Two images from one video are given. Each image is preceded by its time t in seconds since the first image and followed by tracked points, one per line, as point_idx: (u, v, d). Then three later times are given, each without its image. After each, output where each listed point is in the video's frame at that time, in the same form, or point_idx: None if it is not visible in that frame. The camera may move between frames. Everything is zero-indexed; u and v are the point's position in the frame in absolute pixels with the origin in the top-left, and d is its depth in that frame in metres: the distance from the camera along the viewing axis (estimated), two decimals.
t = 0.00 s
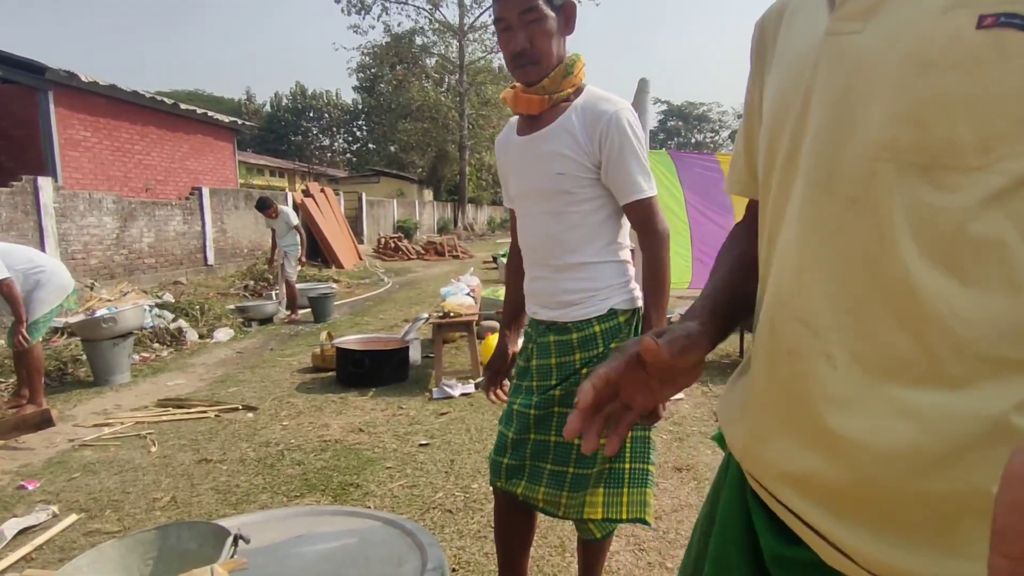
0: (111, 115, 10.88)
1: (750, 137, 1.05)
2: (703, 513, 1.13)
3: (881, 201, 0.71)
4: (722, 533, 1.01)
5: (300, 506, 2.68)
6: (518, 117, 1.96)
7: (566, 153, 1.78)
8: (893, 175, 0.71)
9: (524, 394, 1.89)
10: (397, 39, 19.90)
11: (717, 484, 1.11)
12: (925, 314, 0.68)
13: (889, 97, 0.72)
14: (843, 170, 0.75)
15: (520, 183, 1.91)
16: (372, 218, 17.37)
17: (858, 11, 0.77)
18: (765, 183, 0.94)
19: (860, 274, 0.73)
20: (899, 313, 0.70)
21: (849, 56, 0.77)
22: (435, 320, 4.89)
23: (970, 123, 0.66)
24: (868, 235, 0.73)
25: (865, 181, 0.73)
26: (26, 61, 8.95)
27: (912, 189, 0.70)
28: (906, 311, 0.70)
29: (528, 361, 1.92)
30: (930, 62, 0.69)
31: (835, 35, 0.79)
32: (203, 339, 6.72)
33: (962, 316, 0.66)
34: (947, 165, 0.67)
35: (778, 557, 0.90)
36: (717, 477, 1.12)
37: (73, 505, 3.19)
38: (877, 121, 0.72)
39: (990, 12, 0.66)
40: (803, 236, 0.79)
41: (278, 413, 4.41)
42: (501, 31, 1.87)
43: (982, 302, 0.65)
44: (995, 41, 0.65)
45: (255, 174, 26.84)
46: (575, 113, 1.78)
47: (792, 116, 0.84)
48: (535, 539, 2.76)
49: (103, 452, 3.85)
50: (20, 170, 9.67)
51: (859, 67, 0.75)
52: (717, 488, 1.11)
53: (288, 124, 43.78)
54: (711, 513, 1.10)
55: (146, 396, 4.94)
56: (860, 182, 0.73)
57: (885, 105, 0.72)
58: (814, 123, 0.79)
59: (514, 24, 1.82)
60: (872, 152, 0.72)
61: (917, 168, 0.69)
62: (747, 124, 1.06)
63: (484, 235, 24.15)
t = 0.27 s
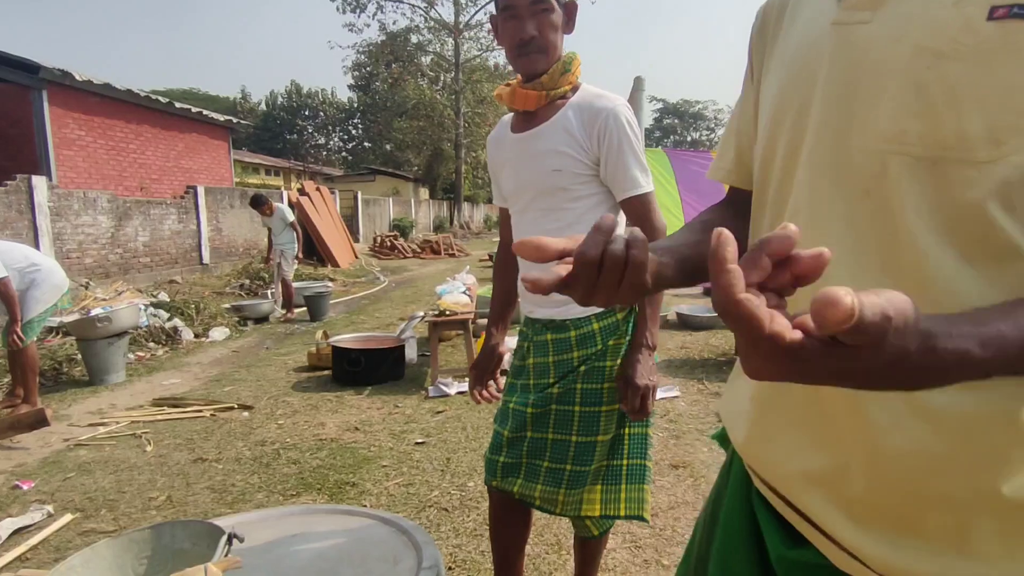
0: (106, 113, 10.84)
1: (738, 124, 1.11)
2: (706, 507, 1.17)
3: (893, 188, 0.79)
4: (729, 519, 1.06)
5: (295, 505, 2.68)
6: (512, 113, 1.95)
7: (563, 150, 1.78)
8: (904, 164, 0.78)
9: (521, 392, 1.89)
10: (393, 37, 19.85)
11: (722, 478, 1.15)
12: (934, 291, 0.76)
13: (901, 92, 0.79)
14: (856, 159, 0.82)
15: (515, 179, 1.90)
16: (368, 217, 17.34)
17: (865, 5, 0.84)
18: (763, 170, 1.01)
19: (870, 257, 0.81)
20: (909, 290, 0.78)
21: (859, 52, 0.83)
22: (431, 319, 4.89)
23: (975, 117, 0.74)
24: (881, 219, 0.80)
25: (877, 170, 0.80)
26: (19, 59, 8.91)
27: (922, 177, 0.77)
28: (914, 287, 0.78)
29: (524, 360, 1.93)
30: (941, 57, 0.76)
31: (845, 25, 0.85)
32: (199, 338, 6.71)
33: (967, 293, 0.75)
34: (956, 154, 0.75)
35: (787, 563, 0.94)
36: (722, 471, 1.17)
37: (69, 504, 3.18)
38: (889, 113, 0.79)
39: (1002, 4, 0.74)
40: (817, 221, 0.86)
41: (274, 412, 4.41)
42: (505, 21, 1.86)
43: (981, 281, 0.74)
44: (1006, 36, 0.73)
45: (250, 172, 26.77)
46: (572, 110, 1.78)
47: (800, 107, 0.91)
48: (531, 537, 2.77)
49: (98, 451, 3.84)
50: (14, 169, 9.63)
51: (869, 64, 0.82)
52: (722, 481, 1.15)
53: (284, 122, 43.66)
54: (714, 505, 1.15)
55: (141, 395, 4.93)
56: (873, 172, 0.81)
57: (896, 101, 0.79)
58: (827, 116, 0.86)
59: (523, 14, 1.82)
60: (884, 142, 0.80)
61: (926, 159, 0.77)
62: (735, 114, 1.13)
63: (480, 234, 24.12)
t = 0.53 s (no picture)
0: (105, 114, 10.82)
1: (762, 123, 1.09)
2: (714, 503, 1.16)
3: (885, 192, 0.77)
4: (735, 514, 1.06)
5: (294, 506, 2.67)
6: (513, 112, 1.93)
7: (564, 150, 1.77)
8: (895, 167, 0.76)
9: (522, 393, 1.89)
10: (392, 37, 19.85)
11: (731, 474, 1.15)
12: (928, 294, 0.74)
13: (893, 95, 0.77)
14: (851, 162, 0.81)
15: (517, 179, 1.90)
16: (367, 217, 17.33)
17: (870, 9, 0.82)
18: (773, 170, 0.99)
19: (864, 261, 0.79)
20: (903, 295, 0.76)
21: (858, 54, 0.81)
22: (431, 319, 4.88)
23: (965, 121, 0.71)
24: (874, 224, 0.78)
25: (870, 175, 0.78)
26: (19, 60, 8.91)
27: (914, 182, 0.75)
28: (907, 290, 0.76)
29: (525, 361, 1.92)
30: (932, 61, 0.73)
31: (847, 29, 0.84)
32: (198, 339, 6.70)
33: (959, 297, 0.72)
34: (946, 161, 0.72)
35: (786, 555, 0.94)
36: (730, 469, 1.16)
37: (68, 506, 3.17)
38: (883, 116, 0.77)
39: (992, 10, 0.71)
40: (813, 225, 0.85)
41: (274, 413, 4.40)
42: (516, 14, 1.85)
43: (977, 285, 0.71)
44: (997, 40, 0.69)
45: (249, 173, 26.75)
46: (574, 110, 1.77)
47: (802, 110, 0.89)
48: (531, 537, 2.76)
49: (98, 453, 3.83)
50: (13, 171, 9.62)
51: (868, 66, 0.80)
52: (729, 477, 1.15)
53: (283, 123, 43.65)
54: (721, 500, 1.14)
55: (140, 396, 4.92)
56: (867, 175, 0.79)
57: (888, 104, 0.77)
58: (824, 119, 0.84)
59: (534, 10, 1.81)
60: (876, 145, 0.78)
61: (916, 165, 0.74)
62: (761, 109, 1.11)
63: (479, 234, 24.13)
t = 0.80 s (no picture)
0: (104, 116, 10.82)
1: (770, 124, 1.09)
2: (724, 504, 1.16)
3: (892, 199, 0.77)
4: (744, 514, 1.06)
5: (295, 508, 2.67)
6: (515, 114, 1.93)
7: (565, 151, 1.77)
8: (902, 174, 0.76)
9: (522, 396, 1.88)
10: (392, 39, 19.84)
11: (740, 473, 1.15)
12: (936, 298, 0.74)
13: (899, 102, 0.76)
14: (859, 168, 0.81)
15: (518, 181, 1.89)
16: (367, 218, 17.32)
17: (878, 13, 0.82)
18: (781, 171, 0.99)
19: (872, 267, 0.79)
20: (912, 299, 0.76)
21: (865, 61, 0.81)
22: (431, 320, 4.87)
23: (972, 128, 0.71)
24: (880, 229, 0.79)
25: (878, 181, 0.79)
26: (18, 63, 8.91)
27: (920, 189, 0.75)
28: (915, 295, 0.76)
29: (525, 363, 1.91)
30: (939, 69, 0.73)
31: (856, 34, 0.83)
32: (198, 341, 6.69)
33: (968, 301, 0.72)
34: (953, 169, 0.72)
35: (794, 547, 0.95)
36: (739, 471, 1.16)
37: (69, 508, 3.17)
38: (890, 122, 0.77)
39: (1001, 18, 0.70)
40: (820, 230, 0.85)
41: (274, 414, 4.39)
42: (517, 15, 1.86)
43: (985, 290, 0.71)
44: (1007, 49, 0.68)
45: (249, 175, 26.75)
46: (574, 112, 1.77)
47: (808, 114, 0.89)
48: (532, 538, 2.76)
49: (98, 455, 3.83)
50: (12, 173, 9.62)
51: (875, 73, 0.80)
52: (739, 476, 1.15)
53: (283, 125, 43.67)
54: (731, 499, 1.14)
55: (140, 398, 4.92)
56: (874, 181, 0.79)
57: (897, 111, 0.77)
58: (831, 124, 0.84)
59: (536, 11, 1.82)
60: (884, 152, 0.78)
61: (924, 172, 0.74)
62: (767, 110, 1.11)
63: (479, 235, 24.12)
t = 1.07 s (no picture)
0: (100, 116, 10.80)
1: (760, 122, 1.10)
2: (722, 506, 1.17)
3: (892, 198, 0.78)
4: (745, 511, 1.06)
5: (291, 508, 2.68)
6: (513, 114, 1.94)
7: (563, 151, 1.78)
8: (899, 174, 0.76)
9: (519, 395, 1.88)
10: (388, 39, 19.83)
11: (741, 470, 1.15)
12: (936, 296, 0.75)
13: (895, 103, 0.77)
14: (856, 169, 0.81)
15: (515, 180, 1.90)
16: (364, 219, 17.31)
17: (874, 14, 0.82)
18: (776, 169, 0.99)
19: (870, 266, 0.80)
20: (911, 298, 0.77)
21: (861, 62, 0.82)
22: (428, 320, 4.88)
23: (969, 129, 0.71)
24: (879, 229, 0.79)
25: (875, 182, 0.79)
26: (14, 63, 8.89)
27: (918, 188, 0.75)
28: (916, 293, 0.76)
29: (522, 362, 1.92)
30: (937, 69, 0.73)
31: (852, 35, 0.83)
32: (195, 341, 6.68)
33: (968, 298, 0.73)
34: (951, 170, 0.73)
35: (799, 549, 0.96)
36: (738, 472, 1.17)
37: (65, 509, 3.17)
38: (887, 123, 0.78)
39: (997, 21, 0.70)
40: (820, 229, 0.85)
41: (271, 415, 4.39)
42: (516, 14, 1.86)
43: (986, 287, 0.72)
44: (1004, 51, 0.69)
45: (246, 175, 26.71)
46: (573, 112, 1.78)
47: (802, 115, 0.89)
48: (529, 538, 2.76)
49: (94, 456, 3.83)
50: (8, 174, 9.60)
51: (871, 73, 0.81)
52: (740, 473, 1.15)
53: (280, 125, 43.62)
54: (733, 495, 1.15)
55: (137, 399, 4.91)
56: (872, 182, 0.79)
57: (896, 110, 0.77)
58: (828, 126, 0.84)
59: (536, 10, 1.82)
60: (882, 153, 0.78)
61: (922, 172, 0.75)
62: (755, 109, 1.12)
63: (476, 235, 24.12)
